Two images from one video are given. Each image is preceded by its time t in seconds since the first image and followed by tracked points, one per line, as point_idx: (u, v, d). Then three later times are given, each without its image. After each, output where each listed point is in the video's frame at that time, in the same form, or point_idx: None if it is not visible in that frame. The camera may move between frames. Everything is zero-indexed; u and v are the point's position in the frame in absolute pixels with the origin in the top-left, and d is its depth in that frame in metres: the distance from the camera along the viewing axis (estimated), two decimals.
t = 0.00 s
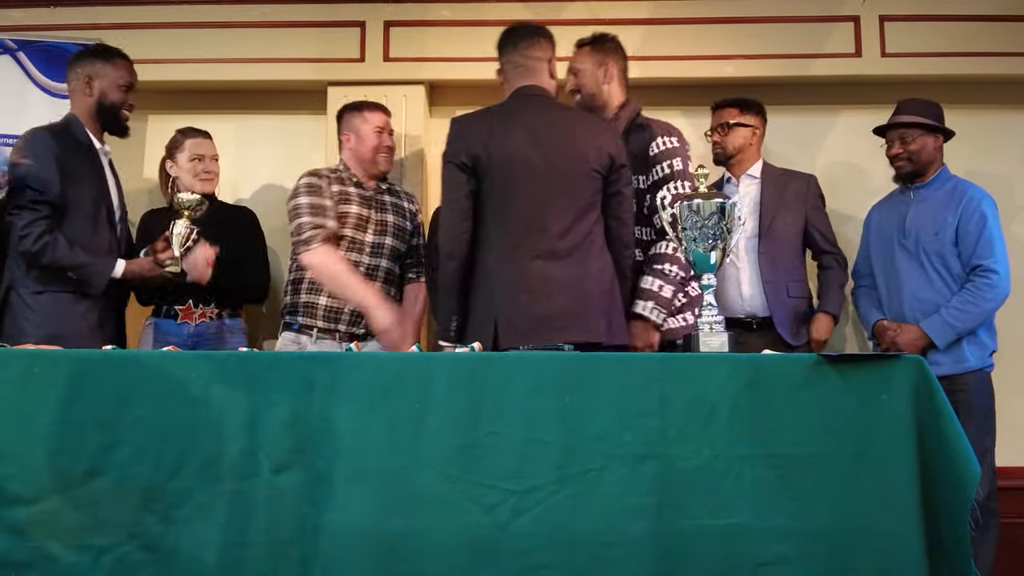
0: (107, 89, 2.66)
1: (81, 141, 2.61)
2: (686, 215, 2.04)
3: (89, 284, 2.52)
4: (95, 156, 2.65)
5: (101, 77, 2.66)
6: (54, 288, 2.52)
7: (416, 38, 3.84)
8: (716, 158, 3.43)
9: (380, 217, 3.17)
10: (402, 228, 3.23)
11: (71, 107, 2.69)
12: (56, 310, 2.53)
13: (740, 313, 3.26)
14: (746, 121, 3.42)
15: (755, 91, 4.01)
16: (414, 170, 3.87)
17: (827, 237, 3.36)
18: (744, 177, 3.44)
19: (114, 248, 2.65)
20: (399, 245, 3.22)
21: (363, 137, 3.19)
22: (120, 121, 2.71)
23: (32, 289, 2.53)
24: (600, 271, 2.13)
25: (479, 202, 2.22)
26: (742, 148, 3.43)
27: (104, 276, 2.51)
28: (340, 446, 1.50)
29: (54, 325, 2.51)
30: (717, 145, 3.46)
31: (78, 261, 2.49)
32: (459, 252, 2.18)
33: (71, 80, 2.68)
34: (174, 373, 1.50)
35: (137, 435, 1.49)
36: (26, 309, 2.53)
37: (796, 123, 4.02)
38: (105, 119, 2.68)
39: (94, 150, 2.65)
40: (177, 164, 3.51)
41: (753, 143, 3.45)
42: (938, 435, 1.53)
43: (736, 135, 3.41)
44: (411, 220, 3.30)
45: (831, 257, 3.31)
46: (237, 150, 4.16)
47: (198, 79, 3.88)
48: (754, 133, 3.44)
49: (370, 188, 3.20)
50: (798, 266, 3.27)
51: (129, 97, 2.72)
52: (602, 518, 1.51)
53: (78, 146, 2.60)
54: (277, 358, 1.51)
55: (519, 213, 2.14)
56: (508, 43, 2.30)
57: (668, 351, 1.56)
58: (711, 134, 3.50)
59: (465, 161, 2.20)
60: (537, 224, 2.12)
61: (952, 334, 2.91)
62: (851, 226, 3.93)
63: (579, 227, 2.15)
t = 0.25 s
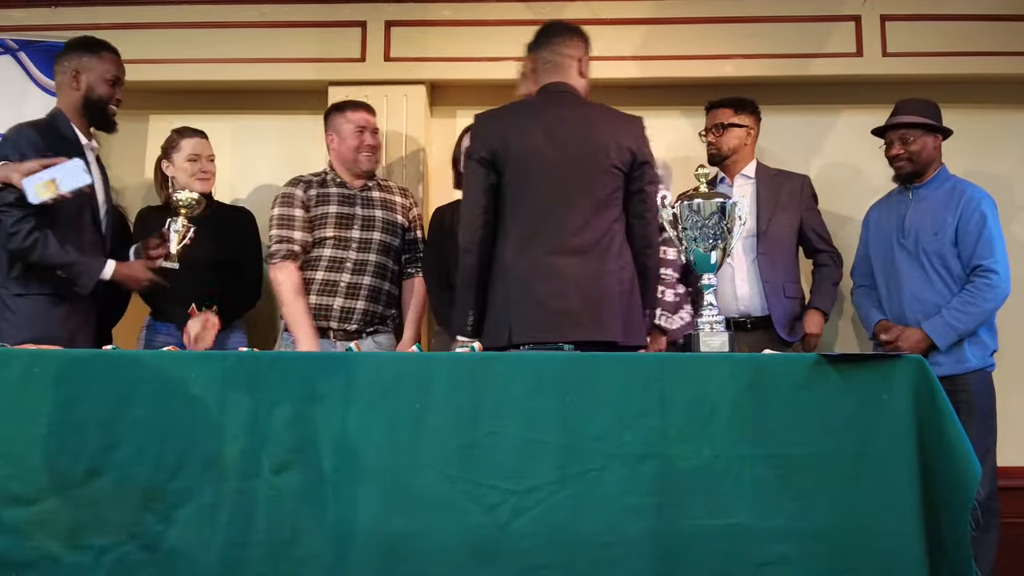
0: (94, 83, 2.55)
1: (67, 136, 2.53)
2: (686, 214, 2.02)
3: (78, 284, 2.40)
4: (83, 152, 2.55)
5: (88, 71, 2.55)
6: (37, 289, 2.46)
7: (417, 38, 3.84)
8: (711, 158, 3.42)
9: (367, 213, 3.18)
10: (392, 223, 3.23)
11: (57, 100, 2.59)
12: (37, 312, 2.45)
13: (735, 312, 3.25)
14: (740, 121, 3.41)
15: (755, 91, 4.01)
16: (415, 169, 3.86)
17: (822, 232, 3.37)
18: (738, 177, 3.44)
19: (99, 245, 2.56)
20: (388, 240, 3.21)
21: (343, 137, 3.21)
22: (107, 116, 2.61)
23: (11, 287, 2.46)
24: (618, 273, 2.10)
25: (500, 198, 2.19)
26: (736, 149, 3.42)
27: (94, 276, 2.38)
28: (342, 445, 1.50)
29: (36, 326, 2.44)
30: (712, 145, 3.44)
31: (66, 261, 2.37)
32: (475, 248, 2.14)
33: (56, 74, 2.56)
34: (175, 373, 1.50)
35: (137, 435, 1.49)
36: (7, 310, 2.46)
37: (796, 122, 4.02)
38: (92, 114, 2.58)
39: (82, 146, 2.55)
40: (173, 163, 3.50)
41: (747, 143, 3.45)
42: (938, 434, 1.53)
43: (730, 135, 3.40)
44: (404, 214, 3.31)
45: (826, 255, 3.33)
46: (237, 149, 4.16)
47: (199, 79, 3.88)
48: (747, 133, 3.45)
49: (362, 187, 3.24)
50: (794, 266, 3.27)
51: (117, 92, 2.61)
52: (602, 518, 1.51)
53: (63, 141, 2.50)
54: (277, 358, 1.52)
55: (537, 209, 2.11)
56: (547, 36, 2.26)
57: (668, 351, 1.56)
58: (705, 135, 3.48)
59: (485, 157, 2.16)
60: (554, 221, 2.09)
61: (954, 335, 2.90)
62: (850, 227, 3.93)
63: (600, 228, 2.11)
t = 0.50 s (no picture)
0: (85, 82, 2.52)
1: (59, 134, 2.50)
2: (688, 214, 2.03)
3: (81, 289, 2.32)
4: (75, 150, 2.53)
5: (80, 69, 2.52)
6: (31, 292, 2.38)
7: (417, 38, 3.84)
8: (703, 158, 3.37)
9: (359, 211, 3.22)
10: (384, 219, 3.24)
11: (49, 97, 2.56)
12: (31, 315, 2.38)
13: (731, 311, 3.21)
14: (734, 121, 3.37)
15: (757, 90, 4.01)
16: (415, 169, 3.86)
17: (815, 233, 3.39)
18: (731, 177, 3.40)
19: (93, 248, 2.55)
20: (381, 237, 3.23)
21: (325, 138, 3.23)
22: (96, 116, 2.59)
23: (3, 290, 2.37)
24: (623, 268, 2.13)
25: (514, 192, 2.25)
26: (730, 148, 3.37)
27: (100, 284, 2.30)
28: (346, 443, 1.50)
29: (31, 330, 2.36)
30: (705, 145, 3.40)
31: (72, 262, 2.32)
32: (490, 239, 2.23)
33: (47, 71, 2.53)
34: (177, 372, 1.50)
35: (140, 435, 1.49)
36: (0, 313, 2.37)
37: (798, 122, 4.02)
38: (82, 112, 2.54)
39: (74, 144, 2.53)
40: (174, 162, 3.50)
41: (741, 143, 3.40)
42: (940, 433, 1.53)
43: (724, 135, 3.36)
44: (399, 212, 3.30)
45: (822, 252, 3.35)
46: (238, 149, 4.15)
47: (200, 79, 3.88)
48: (742, 133, 3.39)
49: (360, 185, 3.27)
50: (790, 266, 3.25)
51: (108, 90, 2.58)
52: (603, 518, 1.50)
53: (56, 140, 2.48)
54: (279, 357, 1.51)
55: (548, 204, 2.16)
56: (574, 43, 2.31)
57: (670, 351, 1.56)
58: (698, 135, 3.44)
59: (501, 151, 2.24)
60: (563, 216, 2.14)
61: (955, 335, 2.90)
62: (846, 227, 3.93)
63: (608, 222, 2.15)
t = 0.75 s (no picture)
0: (96, 82, 2.52)
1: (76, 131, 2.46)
2: (692, 212, 2.03)
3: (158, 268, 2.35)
4: (87, 148, 2.48)
5: (90, 70, 2.51)
6: (60, 284, 2.35)
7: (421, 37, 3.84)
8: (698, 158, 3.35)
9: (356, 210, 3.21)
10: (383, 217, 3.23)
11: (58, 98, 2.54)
12: (59, 306, 2.34)
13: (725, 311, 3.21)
14: (729, 121, 3.34)
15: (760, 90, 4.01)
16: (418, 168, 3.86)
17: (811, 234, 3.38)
18: (727, 177, 3.37)
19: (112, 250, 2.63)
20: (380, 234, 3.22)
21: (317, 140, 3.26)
22: (109, 118, 2.58)
23: (40, 280, 2.32)
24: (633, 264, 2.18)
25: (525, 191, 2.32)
26: (724, 149, 3.35)
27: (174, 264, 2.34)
28: (351, 442, 1.50)
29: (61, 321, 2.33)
30: (700, 144, 3.38)
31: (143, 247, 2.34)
32: (499, 234, 2.27)
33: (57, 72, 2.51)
34: (181, 371, 1.50)
35: (144, 434, 1.49)
36: (29, 301, 2.30)
37: (801, 121, 4.01)
38: (93, 113, 2.54)
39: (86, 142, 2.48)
40: (177, 163, 3.50)
41: (735, 144, 3.37)
42: (945, 432, 1.53)
43: (718, 135, 3.34)
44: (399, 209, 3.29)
45: (817, 252, 3.36)
46: (241, 149, 4.15)
47: (203, 78, 3.88)
48: (737, 133, 3.37)
49: (355, 185, 3.28)
50: (784, 267, 3.25)
51: (118, 91, 2.58)
52: (607, 517, 1.50)
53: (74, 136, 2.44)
54: (283, 356, 1.51)
55: (559, 201, 2.23)
56: (586, 56, 2.41)
57: (674, 350, 1.56)
58: (693, 134, 3.42)
59: (513, 151, 2.32)
60: (574, 211, 2.20)
61: (961, 336, 2.90)
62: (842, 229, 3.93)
63: (619, 219, 2.21)
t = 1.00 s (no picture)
0: (113, 86, 2.53)
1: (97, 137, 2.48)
2: (698, 211, 2.03)
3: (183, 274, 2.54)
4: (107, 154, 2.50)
5: (107, 74, 2.53)
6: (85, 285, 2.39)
7: (425, 36, 3.84)
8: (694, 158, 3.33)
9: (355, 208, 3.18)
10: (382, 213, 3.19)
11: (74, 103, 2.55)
12: (88, 306, 2.39)
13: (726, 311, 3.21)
14: (726, 121, 3.30)
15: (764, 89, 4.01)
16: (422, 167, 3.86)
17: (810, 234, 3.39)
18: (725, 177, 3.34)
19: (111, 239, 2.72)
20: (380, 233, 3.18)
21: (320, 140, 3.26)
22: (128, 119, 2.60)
23: (66, 281, 2.36)
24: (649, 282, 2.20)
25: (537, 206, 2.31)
26: (722, 149, 3.32)
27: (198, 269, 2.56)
28: (356, 441, 1.50)
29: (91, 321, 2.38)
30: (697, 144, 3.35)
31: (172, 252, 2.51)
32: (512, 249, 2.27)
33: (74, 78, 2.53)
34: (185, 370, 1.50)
35: (149, 433, 1.48)
36: (59, 303, 2.34)
37: (806, 120, 4.01)
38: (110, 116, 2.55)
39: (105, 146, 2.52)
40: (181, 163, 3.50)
41: (733, 144, 3.34)
42: (951, 432, 1.53)
43: (716, 135, 3.30)
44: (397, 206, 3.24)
45: (816, 252, 3.37)
46: (246, 148, 4.16)
47: (208, 77, 3.88)
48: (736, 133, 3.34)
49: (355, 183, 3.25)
50: (785, 267, 3.24)
51: (135, 94, 2.59)
52: (612, 516, 1.50)
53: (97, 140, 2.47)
54: (288, 354, 1.51)
55: (575, 217, 2.23)
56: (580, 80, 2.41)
57: (678, 348, 1.55)
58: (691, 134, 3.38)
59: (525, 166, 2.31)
60: (592, 227, 2.21)
61: (965, 335, 2.89)
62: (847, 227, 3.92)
63: (634, 236, 2.23)
